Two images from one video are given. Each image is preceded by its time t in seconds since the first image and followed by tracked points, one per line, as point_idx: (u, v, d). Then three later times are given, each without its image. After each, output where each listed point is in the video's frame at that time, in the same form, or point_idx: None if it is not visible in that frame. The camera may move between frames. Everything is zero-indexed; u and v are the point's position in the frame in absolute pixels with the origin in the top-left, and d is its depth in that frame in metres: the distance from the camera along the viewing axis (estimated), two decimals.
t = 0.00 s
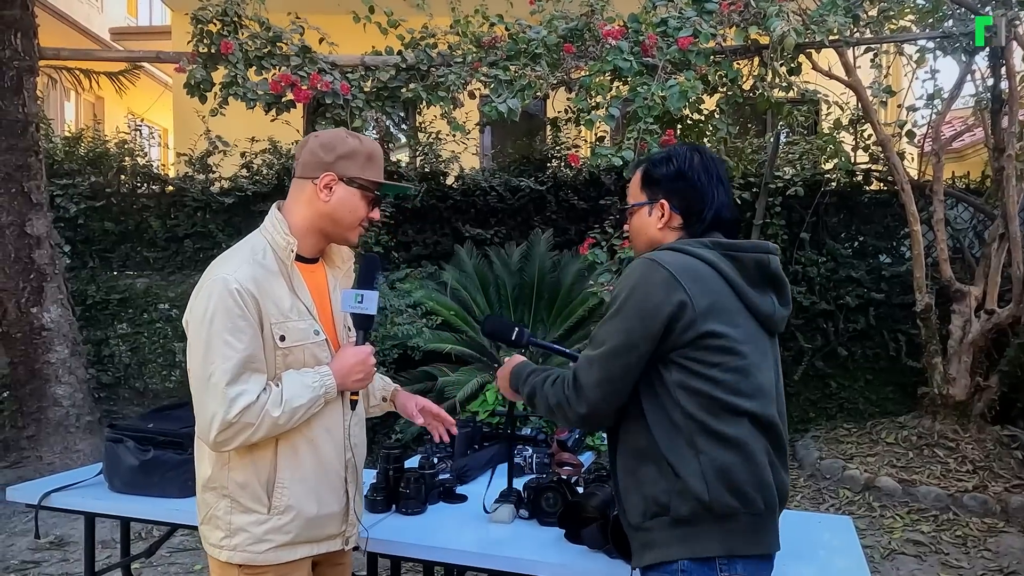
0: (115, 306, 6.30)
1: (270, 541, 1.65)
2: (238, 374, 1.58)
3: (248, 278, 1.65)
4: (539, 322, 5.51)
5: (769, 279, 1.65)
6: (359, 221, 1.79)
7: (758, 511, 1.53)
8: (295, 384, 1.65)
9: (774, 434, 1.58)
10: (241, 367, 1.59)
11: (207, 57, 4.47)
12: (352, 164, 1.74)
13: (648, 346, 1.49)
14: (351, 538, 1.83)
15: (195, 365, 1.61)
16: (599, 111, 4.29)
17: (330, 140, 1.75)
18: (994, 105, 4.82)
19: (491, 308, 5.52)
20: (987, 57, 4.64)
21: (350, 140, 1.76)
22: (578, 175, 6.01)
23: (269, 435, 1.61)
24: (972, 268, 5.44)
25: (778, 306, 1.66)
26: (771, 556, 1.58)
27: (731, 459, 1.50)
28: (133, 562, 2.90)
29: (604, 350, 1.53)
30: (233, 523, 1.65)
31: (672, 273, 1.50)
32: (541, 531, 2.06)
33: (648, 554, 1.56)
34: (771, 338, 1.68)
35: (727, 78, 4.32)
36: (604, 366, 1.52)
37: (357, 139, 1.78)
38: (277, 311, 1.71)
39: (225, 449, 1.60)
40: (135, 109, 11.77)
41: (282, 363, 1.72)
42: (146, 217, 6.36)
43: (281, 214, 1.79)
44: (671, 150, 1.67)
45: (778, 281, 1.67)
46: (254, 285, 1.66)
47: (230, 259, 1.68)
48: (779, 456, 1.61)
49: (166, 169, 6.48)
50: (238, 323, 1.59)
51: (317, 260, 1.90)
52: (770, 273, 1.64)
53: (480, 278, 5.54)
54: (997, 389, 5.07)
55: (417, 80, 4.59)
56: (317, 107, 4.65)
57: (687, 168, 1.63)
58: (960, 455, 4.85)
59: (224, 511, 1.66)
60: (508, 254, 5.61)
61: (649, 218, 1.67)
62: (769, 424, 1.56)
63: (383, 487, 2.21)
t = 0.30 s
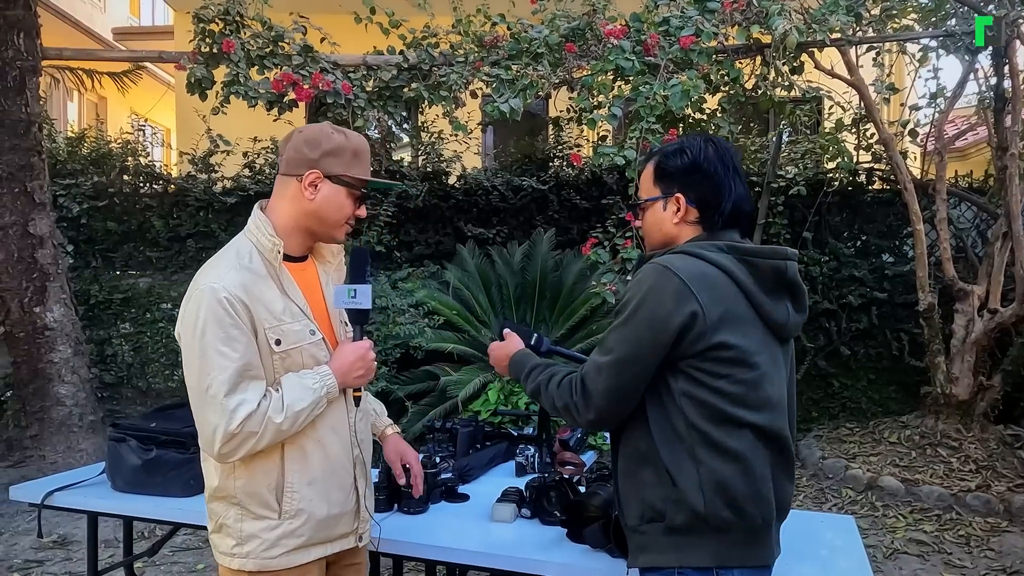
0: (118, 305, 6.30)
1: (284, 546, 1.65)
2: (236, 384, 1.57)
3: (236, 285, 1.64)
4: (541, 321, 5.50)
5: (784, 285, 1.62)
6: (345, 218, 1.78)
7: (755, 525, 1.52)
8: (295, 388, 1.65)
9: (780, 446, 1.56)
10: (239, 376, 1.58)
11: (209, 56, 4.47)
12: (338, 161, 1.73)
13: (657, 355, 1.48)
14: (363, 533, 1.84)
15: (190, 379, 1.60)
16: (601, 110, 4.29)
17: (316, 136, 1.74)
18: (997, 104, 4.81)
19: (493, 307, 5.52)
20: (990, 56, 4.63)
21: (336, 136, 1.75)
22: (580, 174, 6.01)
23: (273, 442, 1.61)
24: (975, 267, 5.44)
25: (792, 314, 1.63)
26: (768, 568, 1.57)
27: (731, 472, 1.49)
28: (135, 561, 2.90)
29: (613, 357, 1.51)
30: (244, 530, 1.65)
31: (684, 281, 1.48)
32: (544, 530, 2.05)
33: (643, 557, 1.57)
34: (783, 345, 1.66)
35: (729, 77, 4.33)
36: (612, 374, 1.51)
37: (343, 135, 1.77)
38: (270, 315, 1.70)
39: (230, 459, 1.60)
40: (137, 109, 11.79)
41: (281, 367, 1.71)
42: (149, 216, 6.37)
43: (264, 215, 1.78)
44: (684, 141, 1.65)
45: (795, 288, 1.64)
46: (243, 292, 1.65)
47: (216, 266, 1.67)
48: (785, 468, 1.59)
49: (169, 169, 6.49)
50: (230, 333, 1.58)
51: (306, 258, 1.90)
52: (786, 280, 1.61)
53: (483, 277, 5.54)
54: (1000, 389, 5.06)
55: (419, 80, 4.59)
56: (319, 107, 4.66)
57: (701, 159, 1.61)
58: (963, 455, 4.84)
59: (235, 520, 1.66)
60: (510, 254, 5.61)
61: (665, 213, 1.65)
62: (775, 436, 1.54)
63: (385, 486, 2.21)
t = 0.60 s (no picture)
0: (120, 305, 6.31)
1: (286, 550, 1.65)
2: (227, 393, 1.57)
3: (227, 292, 1.64)
4: (543, 321, 5.50)
5: (789, 286, 1.60)
6: (339, 220, 1.77)
7: (751, 528, 1.51)
8: (289, 394, 1.65)
9: (782, 451, 1.54)
10: (231, 384, 1.58)
11: (211, 56, 4.48)
12: (331, 161, 1.72)
13: (655, 358, 1.47)
14: (369, 536, 1.83)
15: (184, 387, 1.60)
16: (602, 110, 4.29)
17: (307, 136, 1.73)
18: (999, 104, 4.81)
19: (495, 305, 5.51)
20: (992, 55, 4.62)
21: (328, 136, 1.74)
22: (581, 174, 6.00)
23: (269, 448, 1.61)
24: (978, 266, 5.44)
25: (796, 316, 1.60)
26: (769, 574, 1.56)
27: (726, 476, 1.48)
28: (138, 561, 2.91)
29: (612, 359, 1.52)
30: (246, 536, 1.65)
31: (681, 283, 1.47)
32: (547, 529, 2.05)
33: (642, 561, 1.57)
34: (789, 347, 1.63)
35: (730, 76, 4.34)
36: (609, 376, 1.52)
37: (335, 135, 1.76)
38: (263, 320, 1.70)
39: (226, 467, 1.60)
40: (139, 109, 11.82)
41: (276, 372, 1.71)
42: (151, 216, 6.38)
43: (256, 218, 1.78)
44: (683, 142, 1.65)
45: (800, 289, 1.61)
46: (234, 298, 1.64)
47: (207, 272, 1.66)
48: (788, 473, 1.57)
49: (171, 169, 6.50)
50: (221, 341, 1.58)
51: (303, 260, 1.91)
52: (790, 280, 1.58)
53: (485, 277, 5.54)
54: (1003, 388, 5.06)
55: (421, 79, 4.59)
56: (321, 107, 4.66)
57: (699, 160, 1.61)
58: (965, 454, 4.83)
59: (236, 525, 1.66)
60: (512, 254, 5.61)
61: (664, 213, 1.65)
62: (776, 441, 1.52)
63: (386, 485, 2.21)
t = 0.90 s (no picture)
0: (123, 305, 6.33)
1: (297, 548, 1.65)
2: (239, 387, 1.57)
3: (243, 288, 1.64)
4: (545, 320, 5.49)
5: (778, 279, 1.57)
6: (357, 218, 1.76)
7: (742, 522, 1.49)
8: (301, 390, 1.63)
9: (773, 446, 1.51)
10: (242, 379, 1.58)
11: (213, 56, 4.48)
12: (349, 160, 1.72)
13: (638, 352, 1.47)
14: (383, 537, 1.81)
15: (199, 381, 1.61)
16: (604, 110, 4.29)
17: (326, 135, 1.74)
18: (1002, 103, 4.80)
19: (496, 305, 5.51)
20: (995, 54, 4.61)
21: (347, 136, 1.74)
22: (584, 173, 6.00)
23: (279, 444, 1.60)
24: (980, 265, 5.43)
25: (786, 308, 1.57)
26: (765, 569, 1.53)
27: (710, 468, 1.47)
28: (142, 559, 2.91)
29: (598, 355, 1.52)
30: (258, 532, 1.65)
31: (660, 277, 1.48)
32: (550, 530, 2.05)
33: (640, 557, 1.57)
34: (782, 342, 1.60)
35: (733, 76, 4.32)
36: (596, 371, 1.52)
37: (354, 134, 1.76)
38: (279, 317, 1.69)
39: (237, 461, 1.60)
40: (142, 109, 11.84)
41: (290, 369, 1.70)
42: (154, 216, 6.39)
43: (277, 218, 1.78)
44: (675, 148, 1.65)
45: (790, 281, 1.57)
46: (250, 295, 1.64)
47: (226, 270, 1.68)
48: (783, 469, 1.53)
49: (174, 168, 6.51)
50: (235, 336, 1.59)
51: (323, 259, 1.89)
52: (778, 272, 1.55)
53: (487, 277, 5.55)
54: (1005, 388, 5.05)
55: (423, 79, 4.59)
56: (323, 107, 4.66)
57: (688, 164, 1.61)
58: (968, 454, 4.83)
59: (249, 522, 1.67)
60: (514, 253, 5.61)
61: (657, 217, 1.65)
62: (765, 435, 1.49)
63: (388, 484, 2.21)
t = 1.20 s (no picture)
0: (126, 305, 6.34)
1: (321, 540, 1.62)
2: (270, 370, 1.57)
3: (276, 277, 1.64)
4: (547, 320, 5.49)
5: (763, 272, 1.53)
6: (388, 219, 1.76)
7: (730, 513, 1.46)
8: (330, 377, 1.63)
9: (762, 439, 1.47)
10: (273, 363, 1.57)
11: (215, 56, 4.48)
12: (382, 160, 1.71)
13: (620, 346, 1.48)
14: (405, 535, 1.78)
15: (230, 366, 1.60)
16: (606, 109, 4.28)
17: (361, 137, 1.74)
18: (1005, 102, 4.78)
19: (498, 305, 5.52)
20: (998, 53, 4.60)
21: (381, 138, 1.74)
22: (585, 173, 6.00)
23: (307, 431, 1.58)
24: (983, 264, 5.42)
25: (771, 301, 1.53)
26: (760, 559, 1.50)
27: (694, 459, 1.45)
28: (144, 559, 2.91)
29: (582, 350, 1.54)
30: (283, 524, 1.63)
31: (639, 273, 1.48)
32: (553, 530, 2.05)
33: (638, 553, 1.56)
34: (772, 335, 1.56)
35: (735, 75, 4.31)
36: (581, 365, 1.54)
37: (388, 137, 1.76)
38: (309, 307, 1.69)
39: (265, 447, 1.59)
40: (144, 110, 11.87)
41: (318, 359, 1.70)
42: (156, 216, 6.40)
43: (310, 215, 1.78)
44: (667, 153, 1.65)
45: (776, 272, 1.53)
46: (283, 284, 1.64)
47: (260, 261, 1.68)
48: (774, 462, 1.49)
49: (176, 168, 6.51)
50: (267, 321, 1.58)
51: (352, 258, 1.87)
52: (762, 265, 1.51)
53: (489, 277, 5.55)
54: (1008, 388, 5.04)
55: (425, 79, 4.59)
56: (325, 107, 4.66)
57: (678, 169, 1.61)
58: (970, 453, 4.82)
59: (273, 514, 1.64)
60: (516, 253, 5.61)
61: (650, 221, 1.65)
62: (752, 427, 1.46)
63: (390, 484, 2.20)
